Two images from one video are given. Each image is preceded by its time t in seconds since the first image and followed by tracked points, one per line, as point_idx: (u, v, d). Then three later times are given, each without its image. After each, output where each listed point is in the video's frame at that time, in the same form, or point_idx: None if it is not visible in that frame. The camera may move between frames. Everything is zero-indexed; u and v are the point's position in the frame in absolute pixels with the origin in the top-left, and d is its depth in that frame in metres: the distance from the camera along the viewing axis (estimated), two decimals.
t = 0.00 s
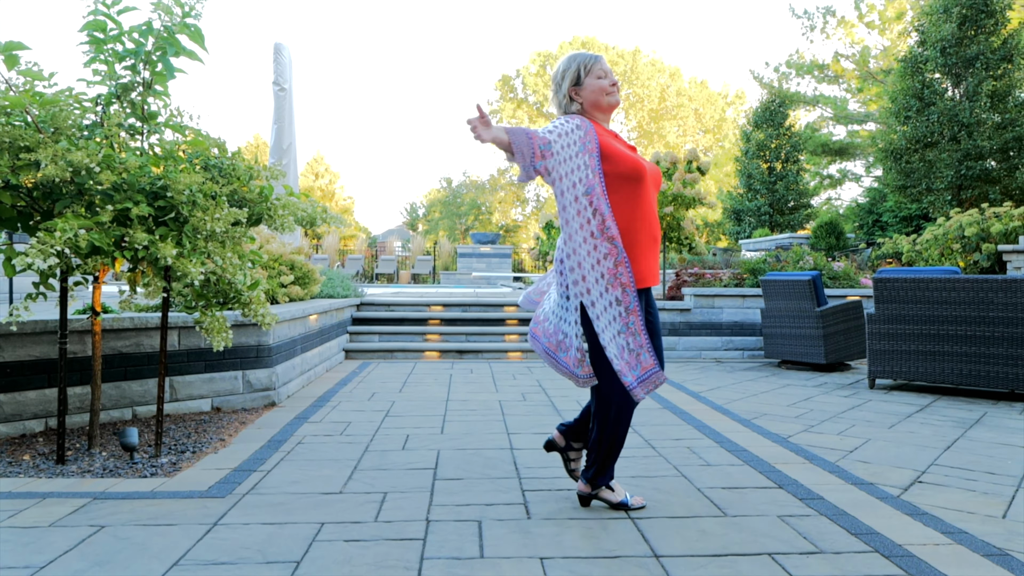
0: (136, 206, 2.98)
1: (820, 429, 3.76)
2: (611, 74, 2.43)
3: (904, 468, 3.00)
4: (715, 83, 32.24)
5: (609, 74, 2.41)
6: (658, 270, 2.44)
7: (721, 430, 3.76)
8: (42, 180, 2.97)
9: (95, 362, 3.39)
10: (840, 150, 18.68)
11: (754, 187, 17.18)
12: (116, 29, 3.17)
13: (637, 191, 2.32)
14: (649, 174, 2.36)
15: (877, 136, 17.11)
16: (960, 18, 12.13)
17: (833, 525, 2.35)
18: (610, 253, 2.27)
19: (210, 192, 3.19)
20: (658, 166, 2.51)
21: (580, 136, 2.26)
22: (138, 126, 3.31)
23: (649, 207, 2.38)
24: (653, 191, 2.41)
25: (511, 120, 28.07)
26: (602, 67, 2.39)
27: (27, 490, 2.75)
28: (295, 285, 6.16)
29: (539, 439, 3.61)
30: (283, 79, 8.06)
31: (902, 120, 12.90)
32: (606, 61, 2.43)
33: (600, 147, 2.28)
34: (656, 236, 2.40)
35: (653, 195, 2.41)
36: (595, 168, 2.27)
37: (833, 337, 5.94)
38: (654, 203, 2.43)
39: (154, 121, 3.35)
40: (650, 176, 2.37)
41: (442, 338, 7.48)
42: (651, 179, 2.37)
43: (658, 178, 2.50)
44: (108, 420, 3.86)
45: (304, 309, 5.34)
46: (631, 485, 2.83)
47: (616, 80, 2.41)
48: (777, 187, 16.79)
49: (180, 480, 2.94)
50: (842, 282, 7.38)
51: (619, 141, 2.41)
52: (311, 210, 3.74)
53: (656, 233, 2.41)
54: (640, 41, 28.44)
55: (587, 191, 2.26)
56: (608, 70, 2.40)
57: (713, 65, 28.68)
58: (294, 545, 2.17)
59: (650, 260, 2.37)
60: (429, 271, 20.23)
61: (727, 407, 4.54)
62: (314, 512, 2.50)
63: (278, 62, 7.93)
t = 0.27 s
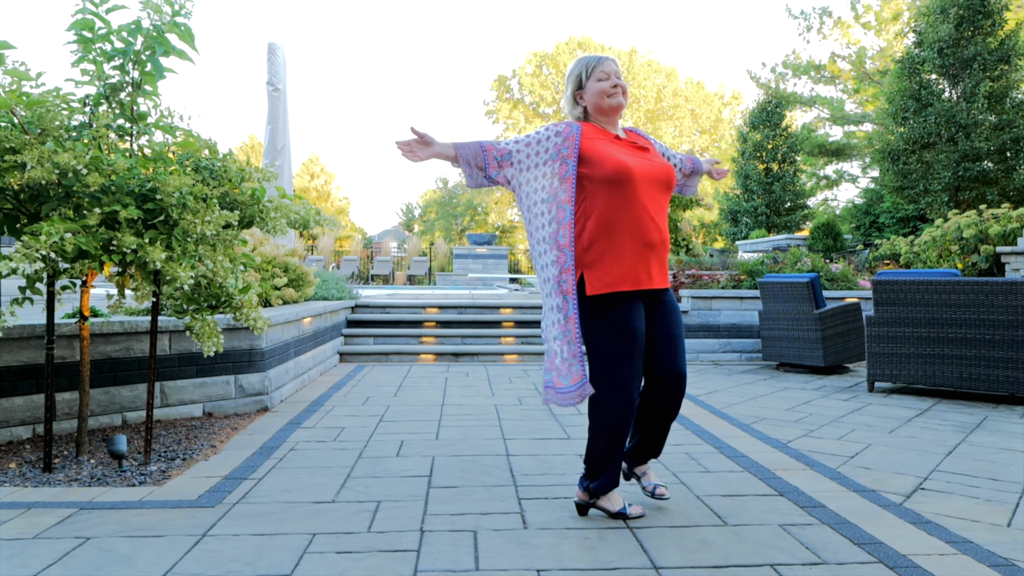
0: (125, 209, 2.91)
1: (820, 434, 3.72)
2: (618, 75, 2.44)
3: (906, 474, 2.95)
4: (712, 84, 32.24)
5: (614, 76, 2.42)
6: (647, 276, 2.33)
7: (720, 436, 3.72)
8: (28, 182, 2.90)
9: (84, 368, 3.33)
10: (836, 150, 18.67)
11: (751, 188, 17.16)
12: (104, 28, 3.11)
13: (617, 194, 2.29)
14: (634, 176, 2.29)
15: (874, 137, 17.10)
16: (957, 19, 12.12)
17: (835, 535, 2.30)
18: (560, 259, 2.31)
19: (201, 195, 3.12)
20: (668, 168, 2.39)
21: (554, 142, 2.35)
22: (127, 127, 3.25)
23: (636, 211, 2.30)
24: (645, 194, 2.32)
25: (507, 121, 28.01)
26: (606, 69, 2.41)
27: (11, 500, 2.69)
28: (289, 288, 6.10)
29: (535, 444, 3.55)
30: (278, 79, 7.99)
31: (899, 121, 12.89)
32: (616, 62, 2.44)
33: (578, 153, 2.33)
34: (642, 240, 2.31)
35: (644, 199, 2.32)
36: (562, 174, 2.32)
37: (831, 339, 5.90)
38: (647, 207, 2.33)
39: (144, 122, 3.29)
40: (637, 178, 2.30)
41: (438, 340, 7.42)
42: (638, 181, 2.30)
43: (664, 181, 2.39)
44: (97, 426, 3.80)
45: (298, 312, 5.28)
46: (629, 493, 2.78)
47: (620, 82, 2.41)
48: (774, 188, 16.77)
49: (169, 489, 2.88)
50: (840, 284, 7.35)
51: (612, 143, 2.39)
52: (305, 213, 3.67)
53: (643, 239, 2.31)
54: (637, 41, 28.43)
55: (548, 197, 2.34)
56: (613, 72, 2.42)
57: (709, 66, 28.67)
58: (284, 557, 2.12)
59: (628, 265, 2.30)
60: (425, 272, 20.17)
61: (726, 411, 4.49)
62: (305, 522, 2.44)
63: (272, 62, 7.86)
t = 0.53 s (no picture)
0: (114, 211, 2.85)
1: (819, 439, 3.68)
2: (623, 77, 2.39)
3: (908, 480, 2.91)
4: (708, 85, 32.25)
5: (616, 78, 2.38)
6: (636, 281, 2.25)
7: (718, 440, 3.68)
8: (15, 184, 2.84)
9: (72, 373, 3.27)
10: (833, 152, 18.68)
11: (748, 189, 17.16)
12: (93, 27, 3.05)
13: (601, 198, 2.26)
14: (616, 179, 2.24)
15: (870, 138, 17.12)
16: (954, 19, 12.13)
17: (838, 544, 2.25)
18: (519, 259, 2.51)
19: (192, 197, 3.07)
20: (668, 169, 2.29)
21: (545, 149, 2.43)
22: (117, 128, 3.19)
23: (622, 214, 2.25)
24: (633, 196, 2.25)
25: (503, 121, 27.95)
26: (608, 71, 2.38)
27: None
28: (284, 291, 6.04)
29: (532, 450, 3.51)
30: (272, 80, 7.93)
31: (896, 122, 12.88)
32: (621, 62, 2.39)
33: (565, 159, 2.38)
34: (626, 244, 2.24)
35: (631, 202, 2.25)
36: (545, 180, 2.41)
37: (830, 341, 5.87)
38: (636, 210, 2.25)
39: (134, 122, 3.23)
40: (622, 180, 2.24)
41: (434, 343, 7.37)
42: (624, 183, 2.24)
43: (662, 182, 2.29)
44: (88, 432, 3.74)
45: (292, 316, 5.22)
46: (629, 500, 2.73)
47: (622, 84, 2.36)
48: (771, 189, 16.76)
49: (159, 497, 2.82)
50: (838, 286, 7.32)
51: (606, 146, 2.35)
52: (298, 214, 3.61)
53: (630, 242, 2.24)
54: (632, 42, 28.46)
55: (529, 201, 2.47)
56: (616, 75, 2.38)
57: (706, 66, 28.68)
58: (275, 569, 2.07)
59: (611, 270, 2.24)
60: (422, 273, 20.10)
61: (724, 414, 4.45)
62: (297, 531, 2.39)
63: (267, 62, 7.80)
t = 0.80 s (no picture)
0: (103, 214, 2.79)
1: (820, 443, 3.65)
2: (625, 79, 2.39)
3: (911, 486, 2.87)
4: (704, 85, 32.27)
5: (618, 81, 2.39)
6: (620, 285, 2.24)
7: (718, 445, 3.63)
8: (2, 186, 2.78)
9: (63, 378, 3.21)
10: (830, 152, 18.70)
11: (744, 190, 17.15)
12: (83, 25, 2.99)
13: (589, 205, 2.30)
14: (600, 187, 2.27)
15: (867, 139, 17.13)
16: (952, 20, 12.14)
17: (842, 552, 2.21)
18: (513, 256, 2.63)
19: (184, 199, 3.01)
20: (657, 172, 2.26)
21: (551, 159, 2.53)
22: (108, 129, 3.13)
23: (606, 221, 2.27)
24: (617, 202, 2.26)
25: (499, 122, 27.90)
26: (609, 75, 2.39)
27: None
28: (278, 293, 5.99)
29: (530, 455, 3.46)
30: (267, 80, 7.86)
31: (894, 122, 12.89)
32: (624, 65, 2.39)
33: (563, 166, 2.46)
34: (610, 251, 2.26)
35: (615, 209, 2.26)
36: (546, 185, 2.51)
37: (829, 344, 5.84)
38: (620, 217, 2.25)
39: (125, 122, 3.17)
40: (605, 186, 2.26)
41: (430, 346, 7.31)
42: (607, 190, 2.26)
43: (651, 185, 2.26)
44: (79, 438, 3.68)
45: (287, 318, 5.16)
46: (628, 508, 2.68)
47: (623, 87, 2.36)
48: (768, 190, 16.74)
49: (149, 505, 2.77)
50: (836, 287, 7.30)
51: (602, 152, 2.37)
52: (292, 217, 3.51)
53: (615, 249, 2.25)
54: (629, 42, 28.47)
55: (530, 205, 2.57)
56: (617, 78, 2.38)
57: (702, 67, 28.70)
58: None
59: (596, 275, 2.26)
60: (417, 275, 20.02)
61: (723, 418, 4.42)
62: (290, 541, 2.34)
63: (262, 63, 7.74)
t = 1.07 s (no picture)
0: (93, 216, 2.74)
1: (821, 448, 3.61)
2: (628, 85, 2.44)
3: (914, 493, 2.84)
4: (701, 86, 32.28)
5: (621, 86, 2.44)
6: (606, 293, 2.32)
7: (718, 450, 3.60)
8: None
9: (52, 383, 3.15)
10: (826, 153, 18.72)
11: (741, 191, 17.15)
12: (73, 25, 2.93)
13: (580, 216, 2.40)
14: (587, 199, 2.36)
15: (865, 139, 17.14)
16: (949, 20, 12.15)
17: (847, 563, 2.17)
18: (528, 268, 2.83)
19: (176, 201, 2.96)
20: (639, 183, 2.28)
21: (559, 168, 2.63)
22: (98, 130, 3.07)
23: (596, 231, 2.35)
24: (604, 213, 2.33)
25: (496, 122, 27.83)
26: (613, 80, 2.45)
27: None
28: (273, 295, 5.93)
29: (528, 461, 3.42)
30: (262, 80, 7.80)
31: (892, 123, 12.90)
32: (628, 70, 2.44)
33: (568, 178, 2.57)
34: (596, 261, 2.34)
35: (601, 220, 2.34)
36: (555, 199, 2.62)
37: (827, 346, 5.81)
38: (607, 228, 2.32)
39: (116, 123, 3.11)
40: (591, 198, 2.35)
41: (426, 348, 7.27)
42: (595, 201, 2.35)
43: (635, 197, 2.28)
44: (69, 444, 3.62)
45: (281, 321, 5.11)
46: (628, 516, 2.64)
47: (626, 93, 2.42)
48: (765, 191, 16.73)
49: (141, 513, 2.71)
50: (835, 289, 7.28)
51: (598, 162, 2.44)
52: (286, 219, 3.51)
53: (600, 258, 2.33)
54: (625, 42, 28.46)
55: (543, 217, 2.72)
56: (621, 83, 2.44)
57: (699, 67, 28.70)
58: None
59: (585, 284, 2.37)
60: (414, 276, 19.97)
61: (722, 422, 4.38)
62: (284, 552, 2.29)
63: (256, 63, 7.68)
